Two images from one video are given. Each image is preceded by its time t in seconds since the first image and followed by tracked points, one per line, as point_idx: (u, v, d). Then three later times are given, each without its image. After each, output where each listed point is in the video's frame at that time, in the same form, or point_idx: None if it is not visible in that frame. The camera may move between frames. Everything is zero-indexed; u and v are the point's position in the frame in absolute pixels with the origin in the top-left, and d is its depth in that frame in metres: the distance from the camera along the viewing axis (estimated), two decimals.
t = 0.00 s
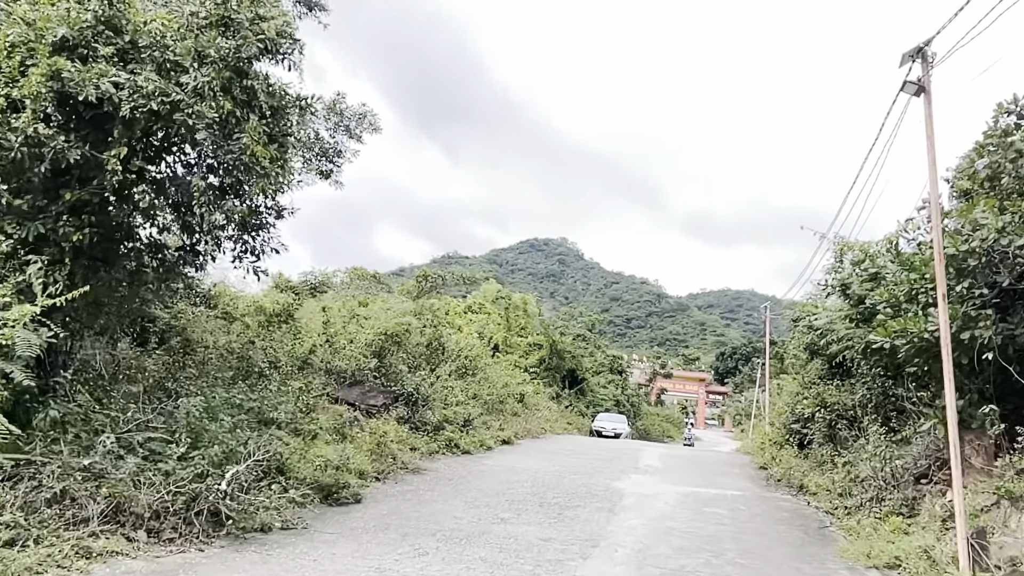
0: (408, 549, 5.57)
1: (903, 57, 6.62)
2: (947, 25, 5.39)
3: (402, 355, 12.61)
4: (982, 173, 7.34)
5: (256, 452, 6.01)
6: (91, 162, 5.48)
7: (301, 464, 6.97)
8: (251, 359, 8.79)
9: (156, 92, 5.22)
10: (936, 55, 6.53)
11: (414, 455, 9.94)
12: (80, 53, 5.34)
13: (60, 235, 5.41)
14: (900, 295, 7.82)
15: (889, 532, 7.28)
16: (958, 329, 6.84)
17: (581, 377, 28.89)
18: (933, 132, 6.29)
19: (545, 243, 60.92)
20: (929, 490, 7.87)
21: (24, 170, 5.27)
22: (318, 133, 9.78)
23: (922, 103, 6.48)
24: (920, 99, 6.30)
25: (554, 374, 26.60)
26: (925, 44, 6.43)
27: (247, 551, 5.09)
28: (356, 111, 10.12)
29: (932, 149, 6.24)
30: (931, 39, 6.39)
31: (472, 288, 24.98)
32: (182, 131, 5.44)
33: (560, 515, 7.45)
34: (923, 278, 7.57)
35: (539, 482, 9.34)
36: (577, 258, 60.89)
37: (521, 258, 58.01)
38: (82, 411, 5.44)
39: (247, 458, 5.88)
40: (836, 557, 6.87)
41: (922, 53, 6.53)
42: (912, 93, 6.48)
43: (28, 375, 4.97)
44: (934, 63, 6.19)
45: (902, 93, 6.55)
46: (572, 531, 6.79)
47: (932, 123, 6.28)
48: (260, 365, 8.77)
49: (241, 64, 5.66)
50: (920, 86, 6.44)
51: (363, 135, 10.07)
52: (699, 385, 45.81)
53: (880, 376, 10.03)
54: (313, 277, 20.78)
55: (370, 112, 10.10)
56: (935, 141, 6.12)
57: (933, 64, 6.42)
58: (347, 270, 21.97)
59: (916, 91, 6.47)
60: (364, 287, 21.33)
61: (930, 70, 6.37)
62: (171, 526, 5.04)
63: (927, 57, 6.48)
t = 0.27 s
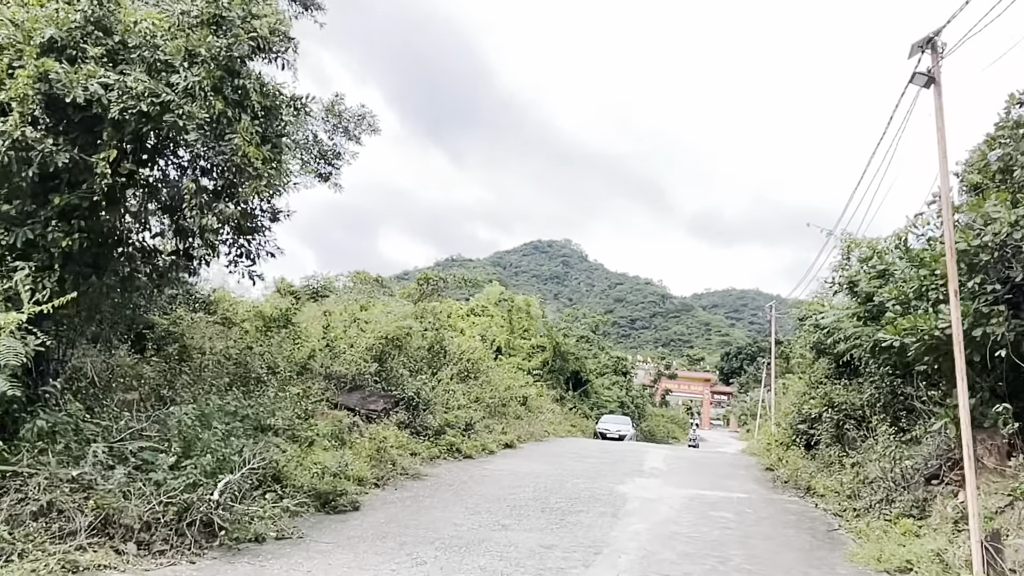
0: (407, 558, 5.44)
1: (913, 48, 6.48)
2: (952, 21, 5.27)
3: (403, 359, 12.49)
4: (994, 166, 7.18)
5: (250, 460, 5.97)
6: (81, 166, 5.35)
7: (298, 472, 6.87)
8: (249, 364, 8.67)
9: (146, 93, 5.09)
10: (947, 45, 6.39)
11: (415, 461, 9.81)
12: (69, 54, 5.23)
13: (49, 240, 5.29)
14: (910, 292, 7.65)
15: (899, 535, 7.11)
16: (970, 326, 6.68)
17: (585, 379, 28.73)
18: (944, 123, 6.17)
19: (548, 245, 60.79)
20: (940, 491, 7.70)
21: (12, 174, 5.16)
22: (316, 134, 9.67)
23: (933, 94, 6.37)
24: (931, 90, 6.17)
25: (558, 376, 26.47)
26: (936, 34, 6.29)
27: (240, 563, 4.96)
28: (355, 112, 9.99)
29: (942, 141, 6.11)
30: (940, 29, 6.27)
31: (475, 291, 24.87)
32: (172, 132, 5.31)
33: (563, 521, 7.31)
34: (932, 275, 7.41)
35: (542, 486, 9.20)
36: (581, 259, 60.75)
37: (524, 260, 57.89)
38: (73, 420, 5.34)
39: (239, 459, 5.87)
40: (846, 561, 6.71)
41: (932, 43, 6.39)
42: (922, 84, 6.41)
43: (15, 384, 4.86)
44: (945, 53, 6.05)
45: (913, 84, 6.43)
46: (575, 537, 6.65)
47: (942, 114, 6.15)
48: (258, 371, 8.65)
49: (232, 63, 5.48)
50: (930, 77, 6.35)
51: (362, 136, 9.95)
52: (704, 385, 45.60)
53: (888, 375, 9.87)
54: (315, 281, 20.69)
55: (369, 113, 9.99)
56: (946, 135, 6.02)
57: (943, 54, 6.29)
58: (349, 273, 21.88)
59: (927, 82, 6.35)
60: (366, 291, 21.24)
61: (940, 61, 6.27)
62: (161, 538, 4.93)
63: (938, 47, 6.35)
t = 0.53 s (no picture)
0: (410, 570, 5.30)
1: (927, 38, 6.32)
2: (966, 12, 5.11)
3: (409, 365, 12.38)
4: (1011, 159, 6.98)
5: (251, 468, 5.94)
6: (75, 173, 5.24)
7: (300, 480, 6.78)
8: (253, 372, 8.57)
9: (141, 97, 4.99)
10: (962, 34, 6.22)
11: (422, 467, 9.68)
12: (63, 59, 5.15)
13: (44, 248, 5.18)
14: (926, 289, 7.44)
15: (917, 539, 6.92)
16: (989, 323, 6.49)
17: (594, 382, 28.53)
18: (959, 114, 6.02)
19: (557, 248, 60.62)
20: (958, 494, 7.50)
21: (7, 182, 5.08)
22: (319, 139, 9.59)
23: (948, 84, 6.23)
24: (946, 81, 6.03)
25: (567, 380, 26.28)
26: (950, 23, 6.13)
27: None
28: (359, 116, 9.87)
29: (957, 133, 5.96)
30: (955, 19, 6.10)
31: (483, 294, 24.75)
32: (168, 137, 5.20)
33: (571, 528, 7.16)
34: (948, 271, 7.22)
35: (551, 492, 9.05)
36: (589, 262, 60.54)
37: (533, 263, 57.74)
38: (69, 431, 5.25)
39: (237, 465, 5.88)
40: (863, 567, 6.52)
41: (947, 33, 6.23)
42: (937, 76, 6.26)
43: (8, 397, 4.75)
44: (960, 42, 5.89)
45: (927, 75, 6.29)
46: (583, 545, 6.50)
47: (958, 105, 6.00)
48: (261, 378, 8.55)
49: (229, 65, 5.41)
50: (945, 68, 6.20)
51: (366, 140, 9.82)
52: (715, 387, 45.26)
53: (903, 375, 9.66)
54: (323, 287, 20.62)
55: (373, 116, 9.89)
56: (962, 127, 5.85)
57: (958, 44, 6.12)
58: (356, 278, 21.80)
59: (942, 72, 6.20)
60: (374, 296, 21.16)
61: (955, 51, 6.11)
62: (157, 551, 4.83)
63: (952, 36, 6.18)
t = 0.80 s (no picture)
0: None
1: (940, 35, 6.15)
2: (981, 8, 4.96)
3: (413, 366, 12.25)
4: None
5: (247, 470, 5.83)
6: (68, 168, 5.14)
7: (300, 482, 6.66)
8: (253, 372, 8.46)
9: (133, 90, 4.89)
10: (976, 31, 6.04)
11: (425, 470, 9.54)
12: (55, 51, 5.04)
13: (35, 244, 5.08)
14: (940, 293, 7.23)
15: (932, 549, 6.72)
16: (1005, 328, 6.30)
17: (601, 385, 28.31)
18: (974, 114, 5.84)
19: (565, 250, 60.44)
20: (974, 502, 7.29)
21: None
22: (321, 137, 9.48)
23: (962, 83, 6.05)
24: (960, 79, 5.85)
25: (574, 382, 26.10)
26: (964, 20, 5.96)
27: None
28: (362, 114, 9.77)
29: (972, 132, 5.78)
30: (969, 15, 5.93)
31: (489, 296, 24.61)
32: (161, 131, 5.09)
33: (576, 534, 7.00)
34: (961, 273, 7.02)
35: (555, 497, 8.88)
36: (597, 264, 60.32)
37: (540, 265, 57.59)
38: (58, 431, 5.16)
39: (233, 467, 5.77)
40: None
41: (961, 30, 6.05)
42: (951, 74, 6.07)
43: None
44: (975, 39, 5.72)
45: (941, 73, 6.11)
46: (588, 552, 6.33)
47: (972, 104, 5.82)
48: (262, 379, 8.44)
49: (223, 59, 5.33)
50: (959, 66, 6.02)
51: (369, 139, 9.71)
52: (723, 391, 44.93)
53: (915, 379, 9.45)
54: (329, 288, 20.54)
55: (376, 115, 9.77)
56: (976, 126, 5.68)
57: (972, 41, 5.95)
58: (363, 279, 21.71)
59: (955, 70, 6.02)
60: (381, 297, 21.04)
61: (969, 48, 5.93)
62: (149, 556, 4.69)
63: (966, 33, 6.00)
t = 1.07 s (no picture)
0: None
1: (943, 29, 6.01)
2: None
3: (408, 362, 12.12)
4: None
5: (232, 467, 5.70)
6: (48, 154, 4.99)
7: (288, 480, 6.53)
8: (243, 366, 8.31)
9: (115, 75, 4.75)
10: (980, 24, 5.90)
11: (419, 468, 9.41)
12: (34, 35, 4.89)
13: (15, 233, 4.94)
14: (942, 293, 7.06)
15: (933, 553, 6.59)
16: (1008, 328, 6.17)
17: (599, 383, 28.18)
18: (978, 109, 5.70)
19: (563, 247, 60.29)
20: (976, 506, 7.17)
21: None
22: (314, 129, 9.33)
23: (965, 78, 5.91)
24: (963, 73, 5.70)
25: (571, 379, 25.97)
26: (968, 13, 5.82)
27: None
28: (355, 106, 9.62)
29: (976, 128, 5.64)
30: (972, 8, 5.79)
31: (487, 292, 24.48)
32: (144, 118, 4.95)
33: (570, 535, 6.85)
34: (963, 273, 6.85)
35: (550, 496, 8.75)
36: (595, 261, 60.21)
37: (538, 262, 57.43)
38: (36, 427, 5.03)
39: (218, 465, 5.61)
40: None
41: (964, 24, 5.91)
42: (954, 68, 5.93)
43: None
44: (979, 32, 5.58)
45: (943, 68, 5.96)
46: (583, 554, 6.19)
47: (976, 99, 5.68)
48: (252, 374, 8.29)
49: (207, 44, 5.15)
50: (962, 60, 5.88)
51: (362, 131, 9.57)
52: (721, 389, 44.84)
53: (915, 380, 9.32)
54: (325, 283, 20.41)
55: (370, 106, 9.61)
56: (979, 121, 5.55)
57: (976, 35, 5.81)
58: (359, 274, 21.55)
59: (959, 65, 5.87)
60: (378, 292, 20.88)
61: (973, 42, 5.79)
62: (130, 555, 4.54)
63: (970, 27, 5.86)
